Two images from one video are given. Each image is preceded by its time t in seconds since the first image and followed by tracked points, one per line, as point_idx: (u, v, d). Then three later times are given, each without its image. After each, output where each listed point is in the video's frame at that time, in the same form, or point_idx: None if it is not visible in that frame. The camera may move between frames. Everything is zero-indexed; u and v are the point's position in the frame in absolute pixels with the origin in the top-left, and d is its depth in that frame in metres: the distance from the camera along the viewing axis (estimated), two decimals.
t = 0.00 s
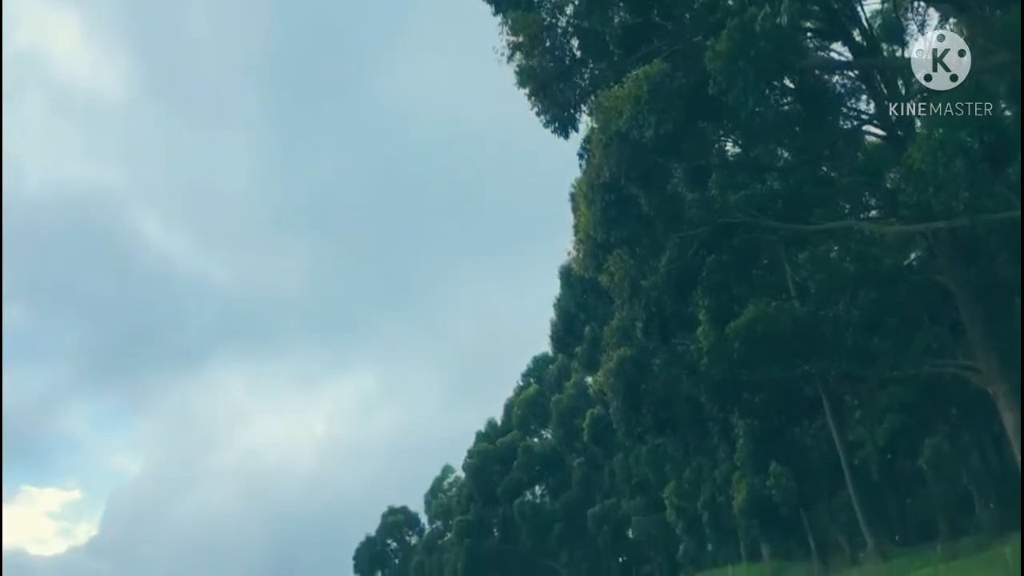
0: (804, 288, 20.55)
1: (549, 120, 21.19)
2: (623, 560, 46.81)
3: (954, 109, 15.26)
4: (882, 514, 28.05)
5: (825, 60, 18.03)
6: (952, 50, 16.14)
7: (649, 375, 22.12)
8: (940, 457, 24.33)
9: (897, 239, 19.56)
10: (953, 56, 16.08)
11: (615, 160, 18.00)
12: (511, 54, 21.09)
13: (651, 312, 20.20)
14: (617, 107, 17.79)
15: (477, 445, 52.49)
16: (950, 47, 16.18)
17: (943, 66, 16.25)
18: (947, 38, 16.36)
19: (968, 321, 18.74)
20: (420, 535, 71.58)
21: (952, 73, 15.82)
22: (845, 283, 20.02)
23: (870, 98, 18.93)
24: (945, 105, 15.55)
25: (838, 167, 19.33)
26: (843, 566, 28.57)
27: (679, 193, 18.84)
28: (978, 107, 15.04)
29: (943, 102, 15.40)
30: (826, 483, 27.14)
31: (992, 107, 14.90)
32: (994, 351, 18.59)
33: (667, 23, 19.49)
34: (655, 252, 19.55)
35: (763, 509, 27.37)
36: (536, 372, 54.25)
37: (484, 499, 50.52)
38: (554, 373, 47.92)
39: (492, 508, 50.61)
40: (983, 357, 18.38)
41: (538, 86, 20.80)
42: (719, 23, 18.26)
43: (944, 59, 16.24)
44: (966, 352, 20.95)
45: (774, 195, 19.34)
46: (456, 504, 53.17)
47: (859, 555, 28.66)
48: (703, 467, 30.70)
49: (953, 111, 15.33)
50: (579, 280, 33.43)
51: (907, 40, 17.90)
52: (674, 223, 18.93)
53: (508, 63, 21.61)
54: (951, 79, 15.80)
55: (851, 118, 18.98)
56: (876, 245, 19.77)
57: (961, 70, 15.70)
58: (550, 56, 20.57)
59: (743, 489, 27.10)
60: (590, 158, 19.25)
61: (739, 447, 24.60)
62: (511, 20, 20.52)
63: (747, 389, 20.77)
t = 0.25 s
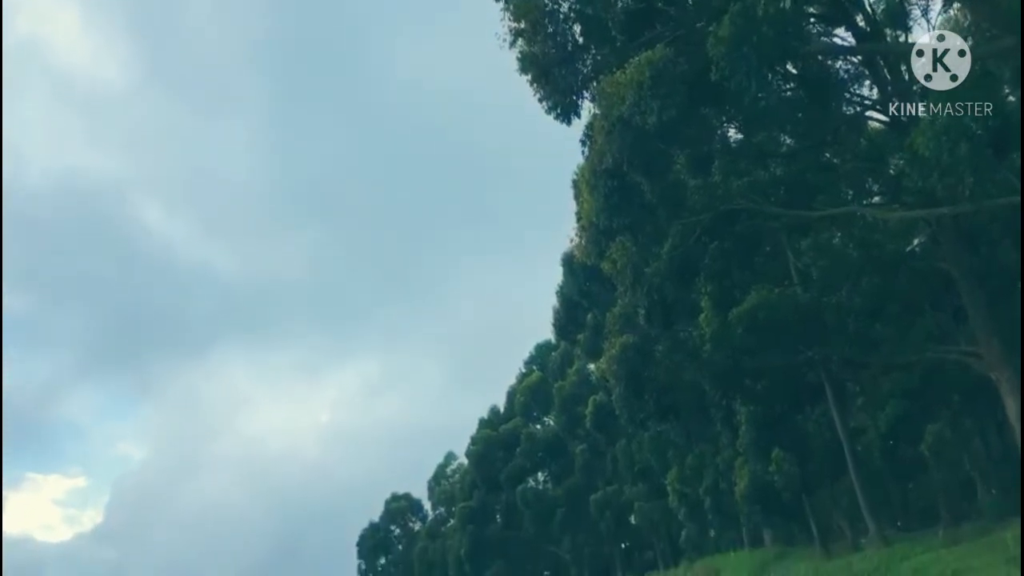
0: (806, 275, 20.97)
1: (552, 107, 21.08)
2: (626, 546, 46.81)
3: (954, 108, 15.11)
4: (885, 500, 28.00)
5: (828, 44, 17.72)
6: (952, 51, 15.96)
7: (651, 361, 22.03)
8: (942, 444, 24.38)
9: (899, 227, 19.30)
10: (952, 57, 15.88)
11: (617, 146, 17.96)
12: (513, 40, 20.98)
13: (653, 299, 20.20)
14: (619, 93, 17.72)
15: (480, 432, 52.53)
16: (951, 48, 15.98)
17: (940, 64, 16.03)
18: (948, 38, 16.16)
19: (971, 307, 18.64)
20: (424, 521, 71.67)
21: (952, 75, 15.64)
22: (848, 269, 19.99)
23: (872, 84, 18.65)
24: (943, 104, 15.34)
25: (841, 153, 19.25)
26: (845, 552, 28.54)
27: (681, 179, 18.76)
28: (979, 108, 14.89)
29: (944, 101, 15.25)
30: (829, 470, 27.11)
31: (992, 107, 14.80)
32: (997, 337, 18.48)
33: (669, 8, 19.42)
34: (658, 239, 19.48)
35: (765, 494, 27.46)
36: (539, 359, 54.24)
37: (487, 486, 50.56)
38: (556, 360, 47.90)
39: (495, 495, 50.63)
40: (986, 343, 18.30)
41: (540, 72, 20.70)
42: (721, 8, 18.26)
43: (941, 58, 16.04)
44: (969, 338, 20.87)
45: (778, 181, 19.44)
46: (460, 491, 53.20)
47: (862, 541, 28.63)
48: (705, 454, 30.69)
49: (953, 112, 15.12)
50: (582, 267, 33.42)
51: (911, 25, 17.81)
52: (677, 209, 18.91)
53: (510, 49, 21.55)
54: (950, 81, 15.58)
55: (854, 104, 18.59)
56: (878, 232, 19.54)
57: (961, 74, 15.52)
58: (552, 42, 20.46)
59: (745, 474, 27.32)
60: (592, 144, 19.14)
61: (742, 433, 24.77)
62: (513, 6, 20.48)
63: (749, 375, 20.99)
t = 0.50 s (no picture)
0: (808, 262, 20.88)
1: (555, 94, 20.98)
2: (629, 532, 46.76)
3: (953, 109, 14.82)
4: (888, 488, 27.96)
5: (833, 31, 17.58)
6: (952, 50, 15.44)
7: (654, 349, 22.18)
8: (945, 430, 24.51)
9: (904, 213, 19.34)
10: (951, 56, 15.41)
11: (620, 133, 17.86)
12: (516, 27, 20.96)
13: (657, 286, 20.11)
14: (622, 79, 17.63)
15: (483, 420, 52.52)
16: (950, 48, 15.47)
17: (938, 64, 15.54)
18: (946, 35, 15.64)
19: (974, 293, 18.55)
20: (427, 509, 71.69)
21: (952, 74, 15.08)
22: (851, 257, 19.99)
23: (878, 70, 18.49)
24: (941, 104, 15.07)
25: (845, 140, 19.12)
26: (848, 539, 28.51)
27: (684, 166, 18.67)
28: (980, 107, 14.70)
29: (943, 101, 14.96)
30: (831, 457, 27.04)
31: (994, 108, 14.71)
32: (1001, 325, 18.38)
33: None
34: (661, 227, 19.37)
35: (768, 480, 27.57)
36: (542, 347, 54.21)
37: (490, 473, 50.58)
38: (559, 348, 47.86)
39: (498, 482, 50.64)
40: (990, 330, 18.21)
41: (542, 59, 20.62)
42: None
43: (940, 57, 15.59)
44: (972, 325, 20.80)
45: (780, 168, 19.19)
46: (463, 479, 53.22)
47: (864, 528, 28.60)
48: (708, 441, 30.64)
49: (951, 111, 14.85)
50: (584, 255, 33.37)
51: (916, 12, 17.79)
52: (681, 196, 18.83)
53: (513, 36, 21.49)
54: (948, 80, 15.09)
55: (859, 90, 18.46)
56: (881, 218, 19.41)
57: (960, 71, 15.06)
58: (554, 29, 20.40)
59: (748, 461, 27.39)
60: (594, 132, 19.00)
61: (744, 421, 24.71)
62: None
63: (752, 362, 21.35)
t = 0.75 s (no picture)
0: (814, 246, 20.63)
1: (559, 79, 20.85)
2: (633, 517, 46.71)
3: (954, 109, 15.22)
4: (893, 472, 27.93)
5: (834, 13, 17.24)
6: (951, 50, 15.50)
7: (659, 334, 22.16)
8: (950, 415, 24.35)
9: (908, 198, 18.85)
10: (950, 56, 15.50)
11: (625, 117, 17.89)
12: (521, 12, 20.93)
13: (661, 270, 20.00)
14: (626, 62, 17.66)
15: (487, 405, 52.54)
16: (950, 48, 15.55)
17: (938, 64, 15.65)
18: (946, 36, 15.72)
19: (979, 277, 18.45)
20: (432, 494, 71.74)
21: (952, 74, 15.37)
22: (855, 240, 19.96)
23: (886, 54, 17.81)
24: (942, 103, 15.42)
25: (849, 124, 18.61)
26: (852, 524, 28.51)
27: (688, 150, 18.70)
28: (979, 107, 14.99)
29: (943, 100, 15.31)
30: (836, 442, 26.98)
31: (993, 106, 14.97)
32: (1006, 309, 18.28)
33: None
34: (665, 211, 19.38)
35: (773, 464, 27.89)
36: (546, 332, 54.19)
37: (495, 458, 50.62)
38: (563, 333, 47.84)
39: (503, 467, 50.68)
40: (994, 315, 18.16)
41: (546, 42, 20.54)
42: None
43: (939, 56, 15.66)
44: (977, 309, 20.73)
45: (785, 153, 19.13)
46: (467, 464, 53.25)
47: (869, 512, 28.59)
48: (712, 426, 30.63)
49: (952, 112, 15.24)
50: (589, 240, 33.35)
51: None
52: (685, 180, 18.84)
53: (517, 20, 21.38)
54: (950, 81, 15.40)
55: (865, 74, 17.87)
56: (886, 203, 19.16)
57: (960, 73, 15.31)
58: (559, 13, 20.42)
59: (753, 446, 27.77)
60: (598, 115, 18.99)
61: (748, 405, 24.68)
62: None
63: (757, 347, 21.65)
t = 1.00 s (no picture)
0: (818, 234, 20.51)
1: (561, 66, 20.79)
2: (637, 504, 46.73)
3: (954, 109, 15.35)
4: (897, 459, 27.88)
5: None
6: (951, 50, 15.45)
7: (663, 321, 22.20)
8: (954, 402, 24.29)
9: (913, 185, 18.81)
10: (951, 56, 15.45)
11: (627, 104, 17.83)
12: None
13: (664, 258, 19.90)
14: (630, 49, 17.59)
15: (491, 393, 52.54)
16: (949, 47, 15.48)
17: (940, 64, 15.60)
18: (945, 35, 15.66)
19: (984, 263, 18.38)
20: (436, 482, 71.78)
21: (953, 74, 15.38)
22: (859, 228, 19.93)
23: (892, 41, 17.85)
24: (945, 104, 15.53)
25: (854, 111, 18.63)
26: (856, 511, 28.47)
27: (692, 137, 18.60)
28: (980, 108, 15.12)
29: (944, 100, 15.47)
30: (840, 429, 26.94)
31: (993, 107, 15.04)
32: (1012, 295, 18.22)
33: None
34: (669, 198, 19.27)
35: (777, 452, 27.99)
36: (550, 320, 54.13)
37: (499, 446, 50.64)
38: (567, 321, 47.80)
39: (507, 455, 50.69)
40: (999, 301, 18.10)
41: (549, 29, 20.48)
42: None
43: (940, 57, 15.61)
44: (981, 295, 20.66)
45: (789, 140, 19.02)
46: (471, 452, 53.27)
47: (873, 499, 28.55)
48: (716, 414, 30.58)
49: (953, 112, 15.39)
50: (592, 229, 33.34)
51: None
52: (688, 167, 18.72)
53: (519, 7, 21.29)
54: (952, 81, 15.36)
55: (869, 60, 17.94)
56: (891, 189, 19.16)
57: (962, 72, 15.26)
58: None
59: (756, 433, 27.97)
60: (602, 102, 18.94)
61: (752, 393, 24.62)
62: None
63: (760, 335, 21.37)
